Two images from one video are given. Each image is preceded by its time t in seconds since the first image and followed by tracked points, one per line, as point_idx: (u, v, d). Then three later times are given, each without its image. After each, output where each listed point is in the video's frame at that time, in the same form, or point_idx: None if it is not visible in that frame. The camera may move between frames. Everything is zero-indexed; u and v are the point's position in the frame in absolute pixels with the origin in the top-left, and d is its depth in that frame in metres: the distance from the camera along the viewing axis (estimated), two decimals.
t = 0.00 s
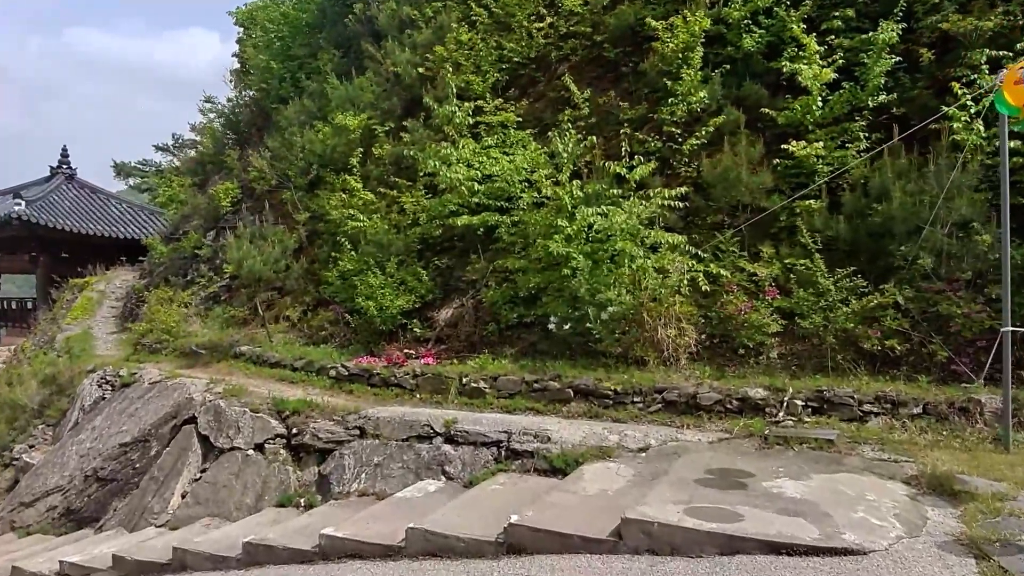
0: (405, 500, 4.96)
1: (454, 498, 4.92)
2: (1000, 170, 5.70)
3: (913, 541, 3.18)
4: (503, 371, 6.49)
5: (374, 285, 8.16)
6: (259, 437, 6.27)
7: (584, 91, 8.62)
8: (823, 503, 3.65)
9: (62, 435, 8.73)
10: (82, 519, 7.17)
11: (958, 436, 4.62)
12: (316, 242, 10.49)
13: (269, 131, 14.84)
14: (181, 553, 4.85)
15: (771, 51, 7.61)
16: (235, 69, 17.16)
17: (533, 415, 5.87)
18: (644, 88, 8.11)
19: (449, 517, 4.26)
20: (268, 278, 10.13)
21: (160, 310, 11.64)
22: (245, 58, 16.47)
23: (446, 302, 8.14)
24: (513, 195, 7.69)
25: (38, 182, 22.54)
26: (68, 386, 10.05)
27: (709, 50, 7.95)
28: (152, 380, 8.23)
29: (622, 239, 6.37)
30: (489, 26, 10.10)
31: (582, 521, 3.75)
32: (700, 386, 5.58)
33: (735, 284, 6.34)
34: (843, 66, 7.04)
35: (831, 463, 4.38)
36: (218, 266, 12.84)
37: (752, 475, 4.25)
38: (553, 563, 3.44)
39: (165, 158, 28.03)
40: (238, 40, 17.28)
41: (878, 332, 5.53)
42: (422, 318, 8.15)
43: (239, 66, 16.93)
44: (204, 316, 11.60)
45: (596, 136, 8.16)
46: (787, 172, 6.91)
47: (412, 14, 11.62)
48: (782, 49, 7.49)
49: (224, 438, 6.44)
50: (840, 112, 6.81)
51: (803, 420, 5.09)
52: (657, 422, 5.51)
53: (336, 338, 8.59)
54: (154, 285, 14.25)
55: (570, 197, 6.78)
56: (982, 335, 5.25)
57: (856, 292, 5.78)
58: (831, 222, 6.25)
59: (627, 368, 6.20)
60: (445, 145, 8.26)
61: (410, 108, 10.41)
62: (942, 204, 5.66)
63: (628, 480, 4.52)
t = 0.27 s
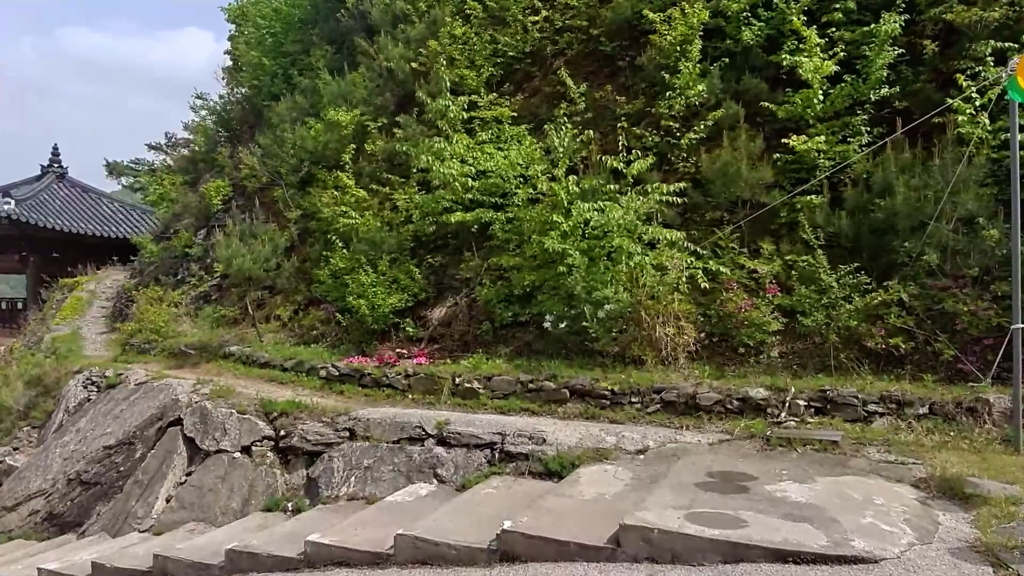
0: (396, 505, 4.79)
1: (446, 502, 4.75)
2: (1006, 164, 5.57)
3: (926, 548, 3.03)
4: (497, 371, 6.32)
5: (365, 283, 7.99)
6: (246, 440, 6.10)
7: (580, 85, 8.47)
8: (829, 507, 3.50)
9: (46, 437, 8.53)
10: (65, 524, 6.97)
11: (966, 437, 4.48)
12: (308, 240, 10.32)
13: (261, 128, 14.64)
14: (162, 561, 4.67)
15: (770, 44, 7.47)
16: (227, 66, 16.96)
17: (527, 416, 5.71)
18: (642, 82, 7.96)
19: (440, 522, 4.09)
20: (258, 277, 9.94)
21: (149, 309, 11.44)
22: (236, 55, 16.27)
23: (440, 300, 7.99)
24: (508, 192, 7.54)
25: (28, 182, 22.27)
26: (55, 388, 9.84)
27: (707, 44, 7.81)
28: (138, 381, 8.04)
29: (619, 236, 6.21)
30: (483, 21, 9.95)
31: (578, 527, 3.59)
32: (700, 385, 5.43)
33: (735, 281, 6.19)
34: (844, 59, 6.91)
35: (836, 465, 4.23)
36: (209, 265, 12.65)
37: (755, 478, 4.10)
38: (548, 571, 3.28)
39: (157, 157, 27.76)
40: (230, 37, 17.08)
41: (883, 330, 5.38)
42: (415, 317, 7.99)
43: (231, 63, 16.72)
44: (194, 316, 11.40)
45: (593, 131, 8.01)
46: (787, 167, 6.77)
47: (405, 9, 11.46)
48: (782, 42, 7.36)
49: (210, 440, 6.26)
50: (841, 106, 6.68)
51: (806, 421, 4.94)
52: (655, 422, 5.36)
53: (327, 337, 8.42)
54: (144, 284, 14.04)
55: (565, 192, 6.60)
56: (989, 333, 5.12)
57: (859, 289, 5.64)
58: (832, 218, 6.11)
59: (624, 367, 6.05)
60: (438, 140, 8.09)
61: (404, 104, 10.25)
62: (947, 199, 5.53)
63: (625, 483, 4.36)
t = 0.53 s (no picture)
0: (382, 510, 4.61)
1: (434, 508, 4.57)
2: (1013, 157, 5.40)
3: (939, 559, 2.86)
4: (489, 371, 6.14)
5: (355, 281, 7.80)
6: (229, 443, 5.90)
7: (575, 79, 8.29)
8: (834, 514, 3.33)
9: (28, 439, 8.31)
10: (44, 529, 6.76)
11: (974, 439, 4.32)
12: (298, 238, 10.12)
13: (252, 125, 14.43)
14: (137, 570, 4.47)
15: (769, 36, 7.30)
16: (219, 63, 16.75)
17: (520, 418, 5.53)
18: (638, 75, 7.78)
19: (427, 529, 3.90)
20: (247, 275, 9.74)
21: (136, 309, 11.23)
22: (228, 51, 16.05)
23: (432, 299, 7.80)
24: (501, 187, 7.36)
25: (19, 180, 22.02)
26: (38, 389, 9.62)
27: (705, 36, 7.64)
28: (122, 382, 7.83)
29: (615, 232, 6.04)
30: (476, 14, 9.76)
31: (570, 535, 3.41)
32: (698, 386, 5.25)
33: (734, 278, 6.02)
34: (845, 51, 6.74)
35: (840, 469, 4.06)
36: (199, 264, 12.44)
37: (756, 483, 3.93)
38: None
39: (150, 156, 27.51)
40: (222, 33, 16.86)
41: (886, 329, 5.21)
42: (406, 316, 7.80)
43: (222, 60, 16.51)
44: (182, 315, 11.19)
45: (588, 125, 7.84)
46: (786, 162, 6.60)
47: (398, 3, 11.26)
48: (781, 34, 7.19)
49: (193, 443, 6.07)
50: (842, 99, 6.51)
51: (808, 423, 4.77)
52: (651, 424, 5.18)
53: (317, 337, 8.23)
54: (133, 284, 13.82)
55: (559, 187, 6.42)
56: (996, 331, 4.96)
57: (862, 286, 5.47)
58: (834, 213, 5.94)
59: (620, 367, 5.87)
60: (429, 134, 7.90)
61: (396, 99, 10.06)
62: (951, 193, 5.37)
63: (621, 488, 4.18)
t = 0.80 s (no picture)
0: (367, 516, 4.43)
1: (420, 513, 4.39)
2: (1018, 150, 5.24)
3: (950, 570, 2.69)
4: (480, 372, 5.96)
5: (343, 279, 7.61)
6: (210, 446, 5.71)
7: (569, 73, 8.11)
8: (838, 522, 3.15)
9: (8, 443, 8.10)
10: (22, 535, 6.55)
11: (982, 441, 4.15)
12: (287, 236, 9.93)
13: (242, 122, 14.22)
14: None
15: (767, 29, 7.15)
16: (210, 59, 16.54)
17: (511, 420, 5.35)
18: (634, 69, 7.62)
19: (410, 537, 3.72)
20: (234, 274, 9.54)
21: (123, 309, 11.02)
22: (219, 47, 15.84)
23: (422, 298, 7.62)
24: (493, 183, 7.18)
25: (9, 180, 21.75)
26: (21, 390, 9.40)
27: (701, 29, 7.48)
28: (104, 383, 7.63)
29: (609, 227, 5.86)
30: (468, 8, 9.59)
31: (560, 544, 3.23)
32: (694, 386, 5.08)
33: (731, 275, 5.85)
34: (846, 42, 6.58)
35: (842, 473, 3.89)
36: (188, 263, 12.23)
37: (755, 488, 3.75)
38: None
39: (142, 156, 27.24)
40: (213, 30, 16.66)
41: (888, 327, 5.05)
42: (396, 315, 7.62)
43: (213, 57, 16.30)
44: (170, 315, 10.98)
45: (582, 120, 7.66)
46: (785, 156, 6.44)
47: None
48: (779, 26, 7.04)
49: (173, 446, 5.87)
50: (842, 92, 6.36)
51: (808, 424, 4.60)
52: (646, 426, 5.01)
53: (305, 336, 8.04)
54: (121, 284, 13.59)
55: (552, 182, 6.25)
56: (1001, 329, 4.80)
57: (863, 282, 5.30)
58: (833, 208, 5.77)
59: (614, 367, 5.70)
60: (419, 129, 7.71)
61: (387, 94, 9.88)
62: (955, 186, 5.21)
63: (614, 493, 4.00)
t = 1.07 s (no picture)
0: (347, 526, 4.21)
1: (403, 523, 4.17)
2: None
3: None
4: (469, 373, 5.75)
5: (330, 278, 7.39)
6: (188, 451, 5.49)
7: (562, 66, 7.91)
8: (844, 534, 2.95)
9: None
10: None
11: (992, 446, 3.96)
12: (275, 234, 9.71)
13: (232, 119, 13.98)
14: None
15: (765, 20, 6.95)
16: (200, 56, 16.30)
17: (500, 423, 5.14)
18: (629, 62, 7.42)
19: (390, 550, 3.51)
20: (220, 273, 9.32)
21: (108, 309, 10.78)
22: (209, 43, 15.60)
23: (411, 298, 7.42)
24: (484, 179, 6.97)
25: None
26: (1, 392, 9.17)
27: (698, 20, 7.29)
28: (83, 385, 7.40)
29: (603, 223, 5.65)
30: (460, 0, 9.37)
31: (547, 558, 3.02)
32: (690, 388, 4.89)
33: (728, 273, 5.64)
34: (847, 33, 6.39)
35: (846, 480, 3.69)
36: (176, 262, 12.00)
37: (755, 496, 3.55)
38: None
39: (134, 154, 26.96)
40: (203, 25, 16.42)
41: (892, 326, 4.85)
42: (385, 315, 7.41)
43: (203, 53, 16.06)
44: (156, 315, 10.75)
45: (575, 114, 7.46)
46: (783, 151, 6.25)
47: None
48: (778, 17, 6.84)
49: (149, 451, 5.65)
50: (842, 84, 6.16)
51: (809, 428, 4.40)
52: (641, 430, 4.81)
53: (291, 337, 7.82)
54: (109, 283, 13.35)
55: (543, 177, 6.04)
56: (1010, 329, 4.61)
57: (866, 280, 5.10)
58: (834, 203, 5.57)
59: (607, 369, 5.50)
60: (407, 123, 7.50)
61: (377, 89, 9.66)
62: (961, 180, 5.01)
63: (606, 502, 3.79)
